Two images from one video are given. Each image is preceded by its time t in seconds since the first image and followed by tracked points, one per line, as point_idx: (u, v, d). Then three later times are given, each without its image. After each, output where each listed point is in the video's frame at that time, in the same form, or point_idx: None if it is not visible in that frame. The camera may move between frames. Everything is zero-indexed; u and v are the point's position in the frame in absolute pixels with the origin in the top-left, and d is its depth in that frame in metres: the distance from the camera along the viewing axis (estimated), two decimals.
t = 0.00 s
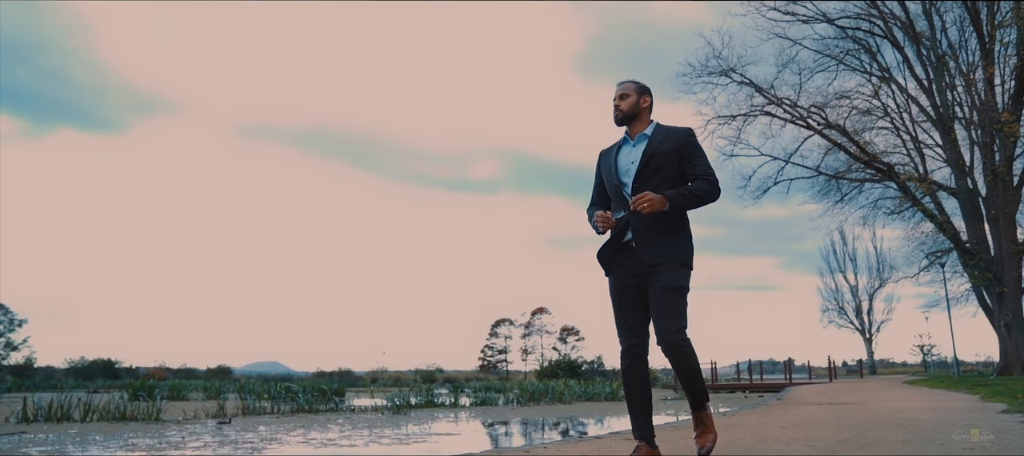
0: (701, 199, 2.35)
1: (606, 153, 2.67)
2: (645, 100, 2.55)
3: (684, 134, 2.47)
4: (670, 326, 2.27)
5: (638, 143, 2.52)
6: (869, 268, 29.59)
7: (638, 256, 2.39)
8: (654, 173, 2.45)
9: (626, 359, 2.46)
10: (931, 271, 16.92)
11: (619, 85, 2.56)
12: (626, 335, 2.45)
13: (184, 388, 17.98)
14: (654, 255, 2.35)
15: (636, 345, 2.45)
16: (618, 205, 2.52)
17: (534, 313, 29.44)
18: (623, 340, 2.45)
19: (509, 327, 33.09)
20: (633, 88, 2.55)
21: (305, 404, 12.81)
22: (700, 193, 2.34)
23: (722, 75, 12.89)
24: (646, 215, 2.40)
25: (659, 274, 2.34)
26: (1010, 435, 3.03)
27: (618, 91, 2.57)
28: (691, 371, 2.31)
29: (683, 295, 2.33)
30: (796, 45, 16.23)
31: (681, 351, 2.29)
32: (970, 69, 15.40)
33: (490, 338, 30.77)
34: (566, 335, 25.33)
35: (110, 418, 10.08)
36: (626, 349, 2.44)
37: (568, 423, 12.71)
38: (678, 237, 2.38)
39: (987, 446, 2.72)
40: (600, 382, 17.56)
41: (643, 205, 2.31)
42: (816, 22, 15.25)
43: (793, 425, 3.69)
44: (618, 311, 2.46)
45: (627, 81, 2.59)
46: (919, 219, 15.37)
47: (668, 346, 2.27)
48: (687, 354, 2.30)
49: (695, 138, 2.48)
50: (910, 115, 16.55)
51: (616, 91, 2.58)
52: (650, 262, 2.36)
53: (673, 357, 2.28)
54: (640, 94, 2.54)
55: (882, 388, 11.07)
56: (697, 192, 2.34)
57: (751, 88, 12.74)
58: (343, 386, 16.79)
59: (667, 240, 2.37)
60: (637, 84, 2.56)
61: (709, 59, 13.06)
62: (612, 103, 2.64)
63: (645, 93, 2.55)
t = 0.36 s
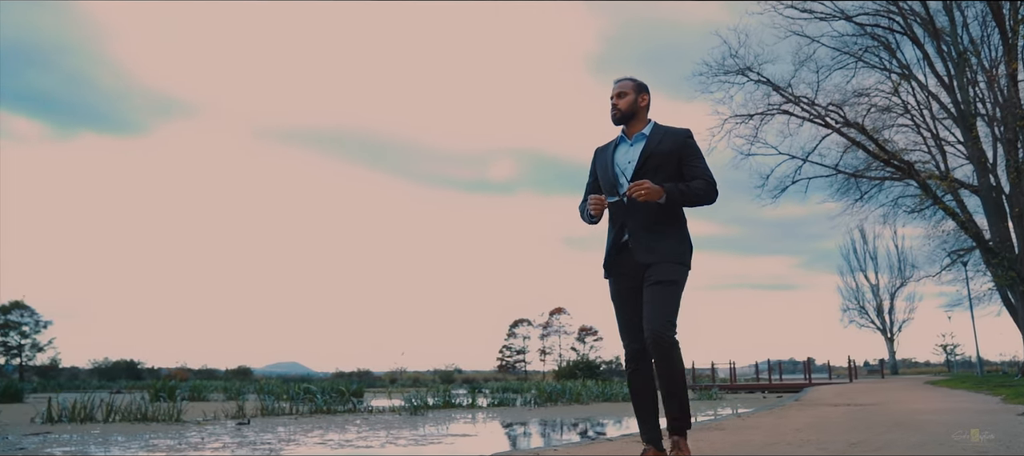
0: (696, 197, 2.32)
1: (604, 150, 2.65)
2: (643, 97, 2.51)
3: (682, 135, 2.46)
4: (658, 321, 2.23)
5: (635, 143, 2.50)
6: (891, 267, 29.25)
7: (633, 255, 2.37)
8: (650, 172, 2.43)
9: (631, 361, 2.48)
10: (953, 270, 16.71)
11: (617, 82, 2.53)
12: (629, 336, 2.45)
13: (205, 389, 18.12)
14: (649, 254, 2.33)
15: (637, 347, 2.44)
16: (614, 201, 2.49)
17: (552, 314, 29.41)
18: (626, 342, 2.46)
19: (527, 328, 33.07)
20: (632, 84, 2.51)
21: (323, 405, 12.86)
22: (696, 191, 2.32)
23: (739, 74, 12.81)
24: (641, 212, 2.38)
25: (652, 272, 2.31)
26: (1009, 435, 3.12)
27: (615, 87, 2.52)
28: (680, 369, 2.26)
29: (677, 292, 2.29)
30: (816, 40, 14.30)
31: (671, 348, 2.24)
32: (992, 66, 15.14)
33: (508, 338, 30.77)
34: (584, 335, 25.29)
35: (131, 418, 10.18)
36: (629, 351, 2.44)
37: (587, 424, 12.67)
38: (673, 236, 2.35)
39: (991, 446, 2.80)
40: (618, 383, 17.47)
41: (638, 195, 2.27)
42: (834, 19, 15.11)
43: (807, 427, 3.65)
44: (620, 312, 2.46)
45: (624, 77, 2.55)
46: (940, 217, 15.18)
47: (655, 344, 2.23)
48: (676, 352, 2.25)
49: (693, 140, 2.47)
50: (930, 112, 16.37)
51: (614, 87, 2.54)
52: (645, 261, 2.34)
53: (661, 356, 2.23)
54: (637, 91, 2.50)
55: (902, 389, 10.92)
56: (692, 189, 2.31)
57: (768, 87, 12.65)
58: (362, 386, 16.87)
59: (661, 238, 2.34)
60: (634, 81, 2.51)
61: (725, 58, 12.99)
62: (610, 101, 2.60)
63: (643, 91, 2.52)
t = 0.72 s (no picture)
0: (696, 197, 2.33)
1: (607, 152, 2.64)
2: (647, 99, 2.47)
3: (685, 136, 2.45)
4: (660, 331, 2.25)
5: (637, 144, 2.49)
6: (919, 265, 28.79)
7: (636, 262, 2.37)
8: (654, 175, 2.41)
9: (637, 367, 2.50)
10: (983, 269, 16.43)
11: (619, 83, 2.49)
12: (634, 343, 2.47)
13: (232, 390, 18.34)
14: (651, 261, 2.33)
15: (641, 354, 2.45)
16: (613, 194, 2.48)
17: (575, 314, 29.35)
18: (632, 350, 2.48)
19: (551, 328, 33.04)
20: (634, 85, 2.47)
21: (347, 406, 12.96)
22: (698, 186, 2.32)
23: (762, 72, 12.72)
24: (644, 217, 2.38)
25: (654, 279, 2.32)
26: None
27: (618, 88, 2.49)
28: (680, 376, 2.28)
29: (680, 299, 2.30)
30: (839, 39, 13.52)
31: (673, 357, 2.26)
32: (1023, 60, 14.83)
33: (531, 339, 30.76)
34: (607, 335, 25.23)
35: (159, 419, 10.34)
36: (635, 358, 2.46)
37: (611, 425, 12.62)
38: (676, 240, 2.35)
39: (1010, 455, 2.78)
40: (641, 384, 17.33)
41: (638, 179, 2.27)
42: (858, 15, 14.94)
43: (829, 430, 3.61)
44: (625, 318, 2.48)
45: (626, 77, 2.51)
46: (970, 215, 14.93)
47: (657, 353, 2.25)
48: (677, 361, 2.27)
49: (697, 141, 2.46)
50: (958, 108, 16.12)
51: (616, 87, 2.50)
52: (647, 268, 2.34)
53: (663, 365, 2.25)
54: (641, 92, 2.46)
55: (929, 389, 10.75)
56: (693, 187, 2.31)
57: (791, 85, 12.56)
58: (386, 387, 16.97)
59: (664, 243, 2.34)
60: (637, 81, 2.48)
61: (747, 56, 12.89)
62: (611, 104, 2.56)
63: (647, 92, 2.48)
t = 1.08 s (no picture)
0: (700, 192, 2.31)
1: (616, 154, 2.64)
2: (654, 99, 2.46)
3: (691, 134, 2.46)
4: (660, 338, 2.24)
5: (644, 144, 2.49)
6: (954, 263, 28.24)
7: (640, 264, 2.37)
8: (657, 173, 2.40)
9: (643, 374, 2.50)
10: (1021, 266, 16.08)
11: (621, 83, 2.46)
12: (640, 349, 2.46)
13: (263, 391, 18.55)
14: (654, 263, 2.32)
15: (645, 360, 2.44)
16: (619, 190, 2.50)
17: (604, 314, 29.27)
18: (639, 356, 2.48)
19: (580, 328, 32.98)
20: (638, 85, 2.43)
21: (376, 407, 13.07)
22: (700, 178, 2.30)
23: (789, 69, 12.56)
24: (649, 219, 2.39)
25: (656, 284, 2.31)
26: None
27: (620, 88, 2.45)
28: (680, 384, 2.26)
29: (682, 306, 2.29)
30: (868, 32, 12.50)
31: (674, 364, 2.25)
32: None
33: (560, 339, 30.74)
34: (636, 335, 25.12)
35: (193, 420, 10.50)
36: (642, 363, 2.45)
37: (641, 426, 12.56)
38: (681, 244, 2.34)
39: None
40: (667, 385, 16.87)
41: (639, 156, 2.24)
42: (888, 9, 14.71)
43: (856, 433, 3.56)
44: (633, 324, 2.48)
45: (630, 76, 2.47)
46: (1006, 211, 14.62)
47: (656, 360, 2.24)
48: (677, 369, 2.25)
49: (705, 140, 2.46)
50: (994, 102, 15.79)
51: (620, 88, 2.47)
52: (650, 272, 2.33)
53: (662, 374, 2.23)
54: (644, 92, 2.42)
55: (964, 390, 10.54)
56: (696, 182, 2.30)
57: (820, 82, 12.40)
58: (415, 388, 17.08)
59: (668, 248, 2.34)
60: (642, 81, 2.45)
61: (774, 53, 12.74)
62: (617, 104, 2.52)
63: (654, 92, 2.46)
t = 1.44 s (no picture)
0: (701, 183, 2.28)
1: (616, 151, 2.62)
2: (657, 97, 2.45)
3: (692, 130, 2.44)
4: (657, 342, 2.24)
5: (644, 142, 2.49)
6: (986, 261, 27.70)
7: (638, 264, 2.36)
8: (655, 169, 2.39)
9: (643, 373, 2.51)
10: None
11: (623, 79, 2.47)
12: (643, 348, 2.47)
13: (289, 391, 18.73)
14: (651, 263, 2.31)
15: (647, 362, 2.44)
16: (618, 182, 2.51)
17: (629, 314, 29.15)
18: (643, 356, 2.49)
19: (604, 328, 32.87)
20: (640, 82, 2.42)
21: (400, 408, 13.14)
22: (698, 164, 2.28)
23: (813, 66, 12.42)
24: (648, 218, 2.38)
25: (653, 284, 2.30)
26: None
27: (623, 83, 2.46)
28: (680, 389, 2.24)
29: (681, 308, 2.27)
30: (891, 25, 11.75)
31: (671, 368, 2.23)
32: None
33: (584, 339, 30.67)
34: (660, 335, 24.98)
35: (219, 420, 10.63)
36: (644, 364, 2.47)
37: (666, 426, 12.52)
38: (678, 241, 2.32)
39: None
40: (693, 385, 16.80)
41: (634, 134, 2.27)
42: (915, 4, 14.48)
43: (876, 434, 3.56)
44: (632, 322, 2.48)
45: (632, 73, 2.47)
46: None
47: (653, 366, 2.22)
48: (675, 374, 2.24)
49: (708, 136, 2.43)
50: None
51: (622, 85, 2.46)
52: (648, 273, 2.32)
53: (660, 379, 2.22)
54: (648, 90, 2.43)
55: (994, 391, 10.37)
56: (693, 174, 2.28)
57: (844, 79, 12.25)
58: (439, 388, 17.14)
59: (665, 246, 2.32)
60: (645, 77, 2.44)
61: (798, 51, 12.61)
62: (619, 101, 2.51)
63: (657, 90, 2.45)
